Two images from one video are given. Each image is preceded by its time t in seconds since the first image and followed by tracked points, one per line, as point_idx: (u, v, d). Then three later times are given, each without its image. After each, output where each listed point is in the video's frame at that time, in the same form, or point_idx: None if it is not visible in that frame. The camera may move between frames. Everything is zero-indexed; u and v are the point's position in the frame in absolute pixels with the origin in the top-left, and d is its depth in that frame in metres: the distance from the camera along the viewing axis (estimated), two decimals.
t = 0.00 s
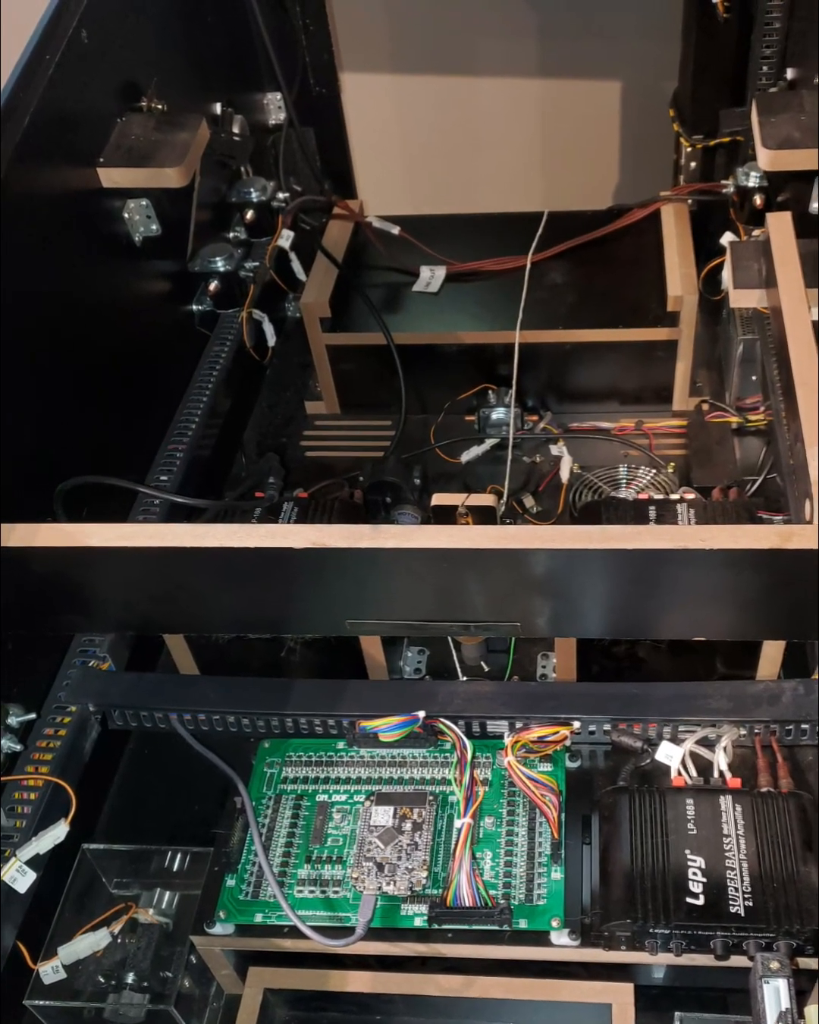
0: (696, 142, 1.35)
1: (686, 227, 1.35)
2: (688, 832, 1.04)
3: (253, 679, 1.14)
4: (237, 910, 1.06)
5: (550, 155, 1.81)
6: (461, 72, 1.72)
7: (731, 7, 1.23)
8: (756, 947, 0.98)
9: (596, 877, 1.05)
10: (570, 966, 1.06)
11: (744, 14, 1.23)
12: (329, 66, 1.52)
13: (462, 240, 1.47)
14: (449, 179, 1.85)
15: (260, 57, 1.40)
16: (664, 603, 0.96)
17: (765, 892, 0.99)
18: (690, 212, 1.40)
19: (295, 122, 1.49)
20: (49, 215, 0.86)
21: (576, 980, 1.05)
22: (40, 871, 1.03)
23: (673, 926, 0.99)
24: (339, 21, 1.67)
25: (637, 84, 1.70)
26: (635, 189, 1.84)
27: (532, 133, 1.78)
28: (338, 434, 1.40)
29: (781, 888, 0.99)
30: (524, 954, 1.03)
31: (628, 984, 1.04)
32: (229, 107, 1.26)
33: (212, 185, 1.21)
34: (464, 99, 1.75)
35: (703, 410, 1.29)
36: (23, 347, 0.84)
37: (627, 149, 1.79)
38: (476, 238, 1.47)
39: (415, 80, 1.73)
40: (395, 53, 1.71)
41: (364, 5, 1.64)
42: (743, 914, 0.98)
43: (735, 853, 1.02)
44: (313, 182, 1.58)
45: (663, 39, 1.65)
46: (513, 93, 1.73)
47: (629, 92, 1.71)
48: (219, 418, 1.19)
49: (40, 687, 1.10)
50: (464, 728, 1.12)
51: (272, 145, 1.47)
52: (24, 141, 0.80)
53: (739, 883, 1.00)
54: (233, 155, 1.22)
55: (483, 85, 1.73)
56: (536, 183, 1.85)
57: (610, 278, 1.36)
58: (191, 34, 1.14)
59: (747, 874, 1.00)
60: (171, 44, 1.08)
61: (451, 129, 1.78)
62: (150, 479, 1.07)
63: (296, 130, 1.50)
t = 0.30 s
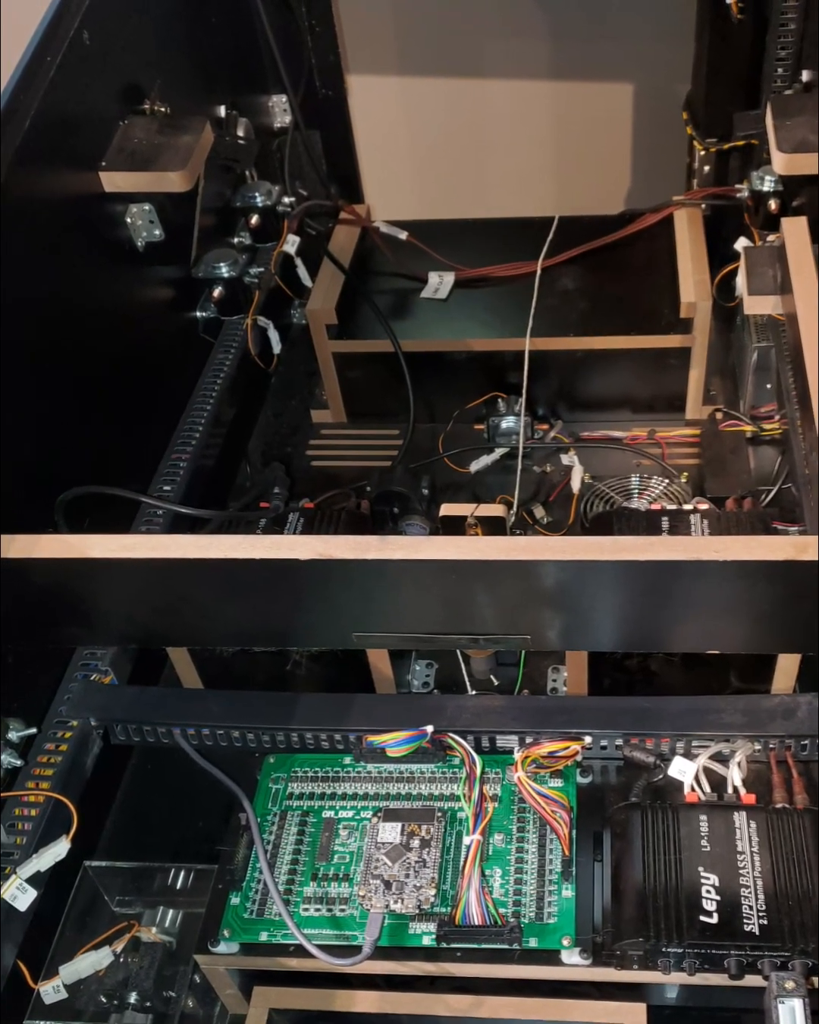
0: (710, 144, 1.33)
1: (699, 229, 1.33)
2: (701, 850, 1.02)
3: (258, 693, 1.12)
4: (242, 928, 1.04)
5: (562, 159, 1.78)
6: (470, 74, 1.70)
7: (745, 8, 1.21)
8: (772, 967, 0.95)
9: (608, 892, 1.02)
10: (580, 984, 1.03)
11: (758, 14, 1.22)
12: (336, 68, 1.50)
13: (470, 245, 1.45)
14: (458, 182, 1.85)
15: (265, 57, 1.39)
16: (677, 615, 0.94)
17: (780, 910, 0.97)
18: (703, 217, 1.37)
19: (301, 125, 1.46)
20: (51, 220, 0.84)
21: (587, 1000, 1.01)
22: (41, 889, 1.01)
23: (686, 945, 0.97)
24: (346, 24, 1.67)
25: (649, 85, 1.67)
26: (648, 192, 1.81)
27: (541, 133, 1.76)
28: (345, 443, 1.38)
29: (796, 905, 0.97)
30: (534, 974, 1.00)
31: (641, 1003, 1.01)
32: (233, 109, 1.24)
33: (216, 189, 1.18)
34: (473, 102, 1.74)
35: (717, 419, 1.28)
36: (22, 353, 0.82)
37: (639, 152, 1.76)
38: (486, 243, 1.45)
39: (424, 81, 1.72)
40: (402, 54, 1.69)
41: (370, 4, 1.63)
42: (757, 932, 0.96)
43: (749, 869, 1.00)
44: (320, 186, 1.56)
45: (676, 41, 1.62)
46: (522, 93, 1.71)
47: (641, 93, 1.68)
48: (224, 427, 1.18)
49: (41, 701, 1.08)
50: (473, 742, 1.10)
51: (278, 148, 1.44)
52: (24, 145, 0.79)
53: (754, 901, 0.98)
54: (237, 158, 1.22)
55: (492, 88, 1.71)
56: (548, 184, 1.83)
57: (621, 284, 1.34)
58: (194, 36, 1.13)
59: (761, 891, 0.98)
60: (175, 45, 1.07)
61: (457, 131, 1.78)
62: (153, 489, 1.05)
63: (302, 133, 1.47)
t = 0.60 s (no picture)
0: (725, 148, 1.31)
1: (713, 235, 1.31)
2: (715, 867, 0.99)
3: (263, 707, 1.10)
4: (247, 947, 1.01)
5: (573, 164, 1.77)
6: (480, 76, 1.69)
7: (760, 9, 1.19)
8: (787, 988, 0.92)
9: (620, 914, 0.99)
10: (593, 1004, 1.00)
11: (773, 15, 1.20)
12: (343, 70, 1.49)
13: (479, 251, 1.43)
14: (467, 189, 1.83)
15: (270, 60, 1.39)
16: (691, 628, 0.91)
17: (796, 930, 0.94)
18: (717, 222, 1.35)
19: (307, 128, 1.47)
20: (53, 225, 0.83)
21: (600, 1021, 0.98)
22: (42, 907, 0.99)
23: (700, 964, 0.93)
24: (354, 28, 1.66)
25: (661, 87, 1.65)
26: (661, 196, 1.79)
27: (551, 137, 1.74)
28: (352, 452, 1.36)
29: (812, 925, 0.94)
30: (545, 994, 0.97)
31: None
32: (237, 113, 1.22)
33: (220, 194, 1.18)
34: (482, 106, 1.72)
35: (731, 427, 1.26)
36: (22, 358, 0.81)
37: (651, 158, 1.75)
38: (495, 250, 1.43)
39: (432, 83, 1.70)
40: (411, 58, 1.68)
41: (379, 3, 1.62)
42: (773, 951, 0.93)
43: (764, 888, 0.97)
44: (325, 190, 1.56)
45: (689, 41, 1.60)
46: (534, 97, 1.70)
47: (653, 97, 1.67)
48: (229, 436, 1.16)
49: (42, 716, 1.06)
50: (483, 758, 1.08)
51: (284, 151, 1.45)
52: (25, 148, 0.77)
53: (769, 919, 0.95)
54: (242, 162, 1.21)
55: (505, 91, 1.70)
56: (559, 190, 1.81)
57: (633, 290, 1.32)
58: (198, 37, 1.12)
59: (777, 910, 0.95)
60: (178, 47, 1.05)
61: (466, 136, 1.76)
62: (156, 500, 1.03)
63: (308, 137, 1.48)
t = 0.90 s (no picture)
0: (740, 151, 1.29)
1: (727, 240, 1.30)
2: (729, 886, 0.96)
3: (269, 723, 1.07)
4: (252, 968, 0.99)
5: (584, 170, 1.76)
6: (490, 79, 1.67)
7: (776, 10, 1.18)
8: (803, 1008, 0.89)
9: (633, 931, 0.97)
10: None
11: (789, 17, 1.18)
12: (350, 71, 1.46)
13: (489, 257, 1.41)
14: (477, 192, 1.82)
15: (276, 63, 1.38)
16: (705, 642, 0.89)
17: (813, 951, 0.91)
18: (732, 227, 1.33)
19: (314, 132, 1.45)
20: (54, 230, 0.81)
21: None
22: (43, 927, 0.97)
23: (713, 984, 0.91)
24: (362, 30, 1.64)
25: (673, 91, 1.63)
26: (673, 198, 1.77)
27: (562, 139, 1.73)
28: (359, 462, 1.34)
29: None
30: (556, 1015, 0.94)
31: None
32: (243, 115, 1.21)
33: (225, 197, 1.15)
34: (492, 110, 1.71)
35: (746, 436, 1.23)
36: (22, 362, 0.79)
37: (663, 165, 1.73)
38: (505, 256, 1.41)
39: (441, 85, 1.69)
40: (420, 60, 1.67)
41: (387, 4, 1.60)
42: (789, 972, 0.90)
43: (779, 907, 0.94)
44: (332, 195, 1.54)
45: (701, 43, 1.58)
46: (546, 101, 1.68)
47: (667, 101, 1.65)
48: (234, 445, 1.14)
49: (43, 731, 1.04)
50: (493, 774, 1.05)
51: (289, 155, 1.43)
52: (26, 151, 0.76)
53: (784, 940, 0.92)
54: (247, 165, 1.17)
55: (515, 92, 1.68)
56: (570, 191, 1.80)
57: (645, 297, 1.30)
58: (202, 38, 1.10)
59: (793, 930, 0.93)
60: (182, 49, 1.04)
61: (475, 142, 1.75)
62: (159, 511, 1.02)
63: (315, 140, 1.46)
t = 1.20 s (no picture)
0: (756, 154, 1.28)
1: (742, 246, 1.27)
2: (745, 905, 0.94)
3: (274, 738, 1.05)
4: (257, 988, 0.96)
5: (596, 180, 1.66)
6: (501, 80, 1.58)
7: (791, 11, 1.16)
8: None
9: (646, 952, 0.94)
10: None
11: (804, 18, 1.17)
12: (356, 73, 1.45)
13: (498, 264, 1.39)
14: (489, 195, 1.72)
15: (282, 66, 1.38)
16: (720, 655, 0.86)
17: None
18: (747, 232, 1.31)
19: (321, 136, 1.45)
20: (55, 237, 0.80)
21: None
22: (44, 947, 0.95)
23: (728, 1006, 0.89)
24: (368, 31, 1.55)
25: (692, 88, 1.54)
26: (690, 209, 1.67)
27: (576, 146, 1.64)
28: (366, 472, 1.32)
29: None
30: None
31: None
32: (247, 118, 1.20)
33: (229, 204, 1.14)
34: (502, 109, 1.61)
35: (762, 447, 1.20)
36: (21, 367, 0.78)
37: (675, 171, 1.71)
38: (514, 262, 1.39)
39: (451, 88, 1.60)
40: (427, 60, 1.57)
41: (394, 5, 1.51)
42: (805, 993, 0.89)
43: (796, 927, 0.93)
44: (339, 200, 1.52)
45: (715, 45, 1.50)
46: (555, 103, 1.59)
47: (681, 102, 1.56)
48: (239, 454, 1.13)
49: (45, 747, 1.02)
50: (503, 791, 1.03)
51: (295, 159, 1.43)
52: (27, 155, 0.75)
53: (801, 960, 0.91)
54: (252, 170, 1.15)
55: (525, 93, 1.59)
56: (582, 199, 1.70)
57: (658, 304, 1.28)
58: (206, 40, 1.09)
59: (810, 949, 0.91)
60: (185, 52, 1.03)
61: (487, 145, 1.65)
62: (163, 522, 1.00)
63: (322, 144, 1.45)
